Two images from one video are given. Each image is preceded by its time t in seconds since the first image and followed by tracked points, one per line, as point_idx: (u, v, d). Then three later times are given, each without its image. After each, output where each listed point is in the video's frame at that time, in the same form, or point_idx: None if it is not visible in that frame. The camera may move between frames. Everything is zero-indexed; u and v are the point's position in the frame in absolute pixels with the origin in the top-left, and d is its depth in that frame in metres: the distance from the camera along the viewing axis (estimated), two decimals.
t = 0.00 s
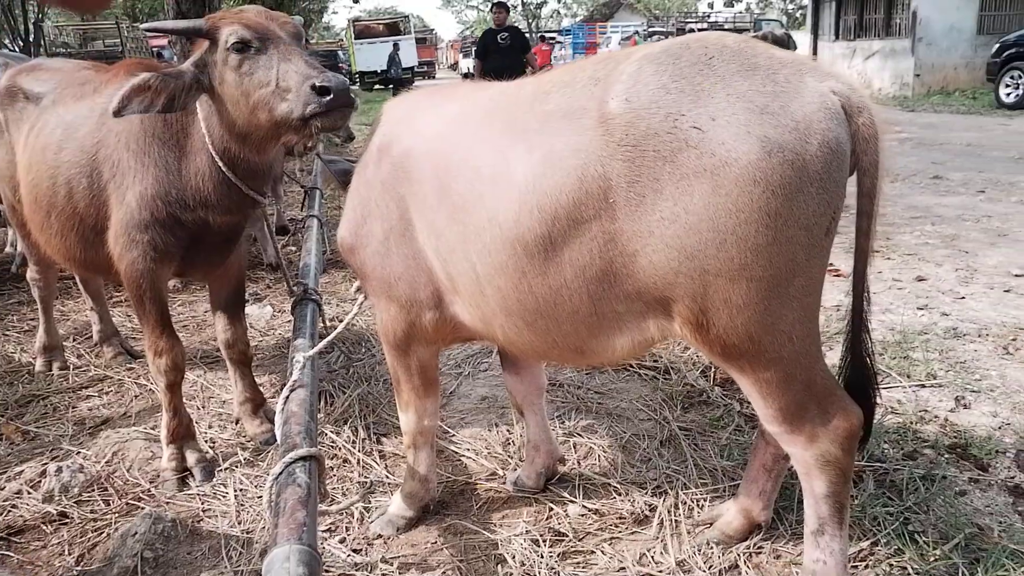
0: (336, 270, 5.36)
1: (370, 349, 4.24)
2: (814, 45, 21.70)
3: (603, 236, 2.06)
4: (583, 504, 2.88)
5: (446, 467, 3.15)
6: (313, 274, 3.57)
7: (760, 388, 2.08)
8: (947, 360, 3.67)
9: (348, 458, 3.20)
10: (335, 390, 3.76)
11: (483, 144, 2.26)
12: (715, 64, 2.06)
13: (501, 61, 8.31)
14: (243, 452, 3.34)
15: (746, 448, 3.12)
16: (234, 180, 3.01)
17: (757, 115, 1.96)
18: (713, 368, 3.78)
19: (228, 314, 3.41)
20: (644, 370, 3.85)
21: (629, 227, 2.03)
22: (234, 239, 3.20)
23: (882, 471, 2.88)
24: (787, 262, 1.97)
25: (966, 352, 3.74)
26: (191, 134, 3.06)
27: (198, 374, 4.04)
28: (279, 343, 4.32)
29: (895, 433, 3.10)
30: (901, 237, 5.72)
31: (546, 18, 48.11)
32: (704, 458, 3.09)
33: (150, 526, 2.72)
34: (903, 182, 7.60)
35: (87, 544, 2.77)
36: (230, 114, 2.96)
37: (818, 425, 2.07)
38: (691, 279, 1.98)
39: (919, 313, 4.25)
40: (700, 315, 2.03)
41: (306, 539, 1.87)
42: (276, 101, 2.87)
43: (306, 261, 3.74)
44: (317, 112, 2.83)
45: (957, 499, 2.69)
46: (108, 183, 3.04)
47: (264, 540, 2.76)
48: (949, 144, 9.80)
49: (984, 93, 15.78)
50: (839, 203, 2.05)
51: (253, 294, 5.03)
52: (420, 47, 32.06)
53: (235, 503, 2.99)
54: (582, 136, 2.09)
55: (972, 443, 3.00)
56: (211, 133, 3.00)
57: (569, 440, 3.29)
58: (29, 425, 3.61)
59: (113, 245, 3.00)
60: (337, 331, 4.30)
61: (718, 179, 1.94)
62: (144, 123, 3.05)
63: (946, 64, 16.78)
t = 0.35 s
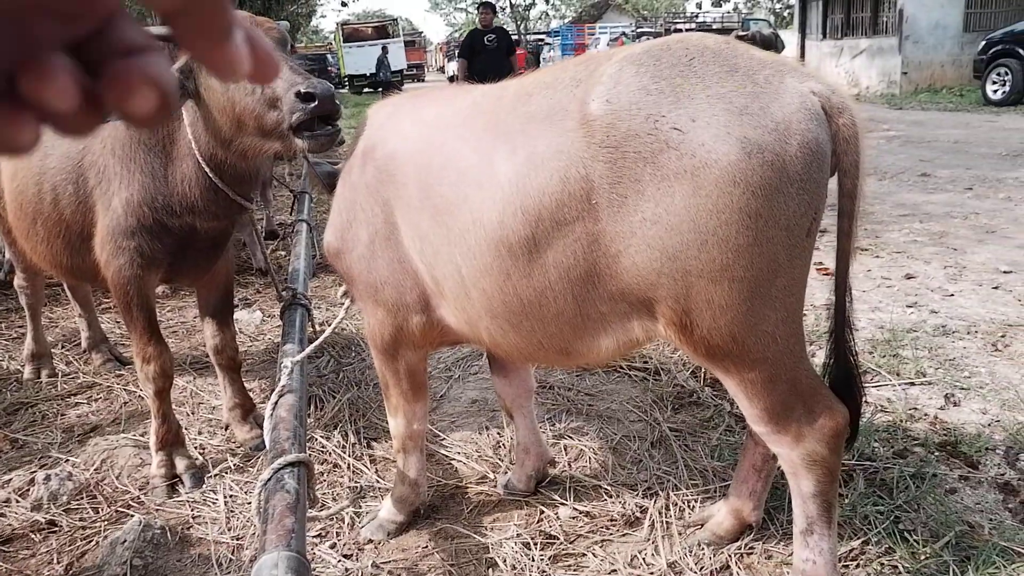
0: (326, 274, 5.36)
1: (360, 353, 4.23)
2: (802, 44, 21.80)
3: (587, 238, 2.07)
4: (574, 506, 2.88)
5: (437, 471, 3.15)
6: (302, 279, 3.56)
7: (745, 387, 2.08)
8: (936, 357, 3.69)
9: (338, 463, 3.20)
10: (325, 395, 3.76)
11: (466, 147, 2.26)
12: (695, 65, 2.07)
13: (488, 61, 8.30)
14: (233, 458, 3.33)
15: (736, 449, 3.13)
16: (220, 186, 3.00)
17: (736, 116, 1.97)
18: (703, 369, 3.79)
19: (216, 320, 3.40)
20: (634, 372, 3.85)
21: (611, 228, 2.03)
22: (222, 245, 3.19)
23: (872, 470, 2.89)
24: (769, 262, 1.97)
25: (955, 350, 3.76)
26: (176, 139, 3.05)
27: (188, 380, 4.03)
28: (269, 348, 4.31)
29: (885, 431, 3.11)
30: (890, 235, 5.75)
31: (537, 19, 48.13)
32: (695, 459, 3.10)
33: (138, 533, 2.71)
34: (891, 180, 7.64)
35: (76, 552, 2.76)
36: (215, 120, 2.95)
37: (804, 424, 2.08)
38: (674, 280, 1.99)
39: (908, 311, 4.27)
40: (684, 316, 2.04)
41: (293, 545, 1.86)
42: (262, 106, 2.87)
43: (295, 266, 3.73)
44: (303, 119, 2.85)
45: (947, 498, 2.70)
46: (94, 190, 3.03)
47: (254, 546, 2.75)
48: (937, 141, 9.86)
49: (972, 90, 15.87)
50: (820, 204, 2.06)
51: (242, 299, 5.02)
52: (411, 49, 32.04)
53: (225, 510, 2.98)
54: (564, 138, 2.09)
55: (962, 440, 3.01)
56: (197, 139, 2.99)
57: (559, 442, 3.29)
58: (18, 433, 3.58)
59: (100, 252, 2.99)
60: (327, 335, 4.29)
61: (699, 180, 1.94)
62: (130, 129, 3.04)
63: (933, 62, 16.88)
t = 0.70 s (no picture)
0: (325, 278, 5.37)
1: (358, 356, 4.23)
2: (800, 44, 21.82)
3: (580, 240, 2.07)
4: (573, 509, 2.88)
5: (436, 474, 3.15)
6: (301, 283, 3.57)
7: (742, 389, 2.09)
8: (937, 358, 3.69)
9: (337, 467, 3.20)
10: (323, 399, 3.76)
11: (459, 149, 2.27)
12: (687, 66, 2.07)
13: (487, 62, 8.30)
14: (232, 462, 3.34)
15: (736, 450, 3.13)
16: (218, 190, 3.01)
17: (728, 116, 1.97)
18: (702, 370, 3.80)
19: (214, 324, 3.41)
20: (633, 373, 3.85)
21: (605, 230, 2.04)
22: (220, 250, 3.20)
23: (873, 472, 2.89)
24: (764, 263, 1.98)
25: (956, 351, 3.76)
26: (174, 144, 3.06)
27: (187, 385, 4.04)
28: (267, 352, 4.31)
29: (886, 433, 3.11)
30: (890, 235, 5.75)
31: (536, 21, 48.18)
32: (694, 460, 3.10)
33: (138, 538, 2.70)
34: (890, 180, 7.64)
35: (76, 557, 2.77)
36: (213, 125, 2.96)
37: (802, 425, 2.08)
38: (668, 281, 1.99)
39: (909, 312, 4.27)
40: (679, 317, 2.04)
41: (292, 549, 1.87)
42: (258, 111, 2.87)
43: (293, 270, 3.73)
44: (302, 123, 2.83)
45: (949, 500, 2.70)
46: (92, 196, 3.04)
47: (253, 549, 2.76)
48: (936, 140, 9.85)
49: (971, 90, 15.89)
50: (815, 204, 2.06)
51: (241, 303, 5.03)
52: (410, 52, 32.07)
53: (224, 514, 2.99)
54: (557, 140, 2.10)
55: (963, 442, 3.01)
56: (194, 144, 2.99)
57: (558, 444, 3.30)
58: (19, 438, 3.59)
59: (98, 258, 3.00)
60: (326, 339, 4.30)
61: (692, 181, 1.95)
62: (127, 135, 3.05)
63: (932, 60, 16.88)
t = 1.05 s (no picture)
0: (344, 273, 5.40)
1: (377, 352, 4.25)
2: (824, 42, 21.55)
3: (603, 239, 2.06)
4: (592, 508, 2.87)
5: (453, 470, 3.16)
6: (322, 278, 3.58)
7: (766, 392, 2.07)
8: (965, 364, 3.63)
9: (356, 461, 3.22)
10: (342, 393, 3.78)
11: (481, 147, 2.26)
12: (714, 62, 2.05)
13: (500, 60, 8.00)
14: (253, 454, 3.37)
15: (757, 453, 3.10)
16: (242, 185, 3.02)
17: (757, 114, 1.95)
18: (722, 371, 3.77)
19: (236, 318, 3.44)
20: (652, 373, 3.83)
21: (628, 230, 2.02)
22: (243, 244, 3.22)
23: (899, 479, 2.86)
24: (790, 264, 1.95)
25: (985, 357, 3.70)
26: (198, 139, 3.08)
27: (208, 377, 4.08)
28: (287, 346, 4.35)
29: (912, 439, 3.07)
30: (916, 237, 5.66)
31: (557, 18, 48.00)
32: (714, 462, 3.07)
33: (161, 527, 2.77)
34: (916, 181, 7.52)
35: (101, 544, 2.81)
36: (237, 119, 2.98)
37: (827, 429, 2.06)
38: (692, 282, 1.98)
39: (935, 316, 4.20)
40: (703, 318, 2.02)
41: (314, 542, 1.88)
42: (282, 106, 2.88)
43: (314, 265, 3.75)
44: (323, 115, 2.83)
45: (977, 509, 2.65)
46: (118, 189, 3.07)
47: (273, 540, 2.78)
48: (964, 142, 9.68)
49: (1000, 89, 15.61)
50: (844, 204, 2.03)
51: (261, 297, 5.07)
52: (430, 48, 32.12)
53: (244, 505, 3.01)
54: (581, 138, 2.09)
55: (992, 450, 2.96)
56: (218, 139, 3.02)
57: (576, 443, 3.29)
58: (45, 427, 3.65)
59: (124, 250, 3.04)
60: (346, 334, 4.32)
61: (718, 180, 1.93)
62: (153, 130, 3.08)
63: (960, 59, 16.58)
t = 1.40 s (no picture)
0: (377, 267, 5.42)
1: (410, 346, 4.25)
2: (862, 35, 21.09)
3: (637, 237, 2.02)
4: (626, 508, 2.83)
5: (486, 466, 3.15)
6: (357, 272, 3.60)
7: (805, 394, 2.01)
8: (1012, 367, 3.51)
9: (389, 455, 3.23)
10: (375, 387, 3.79)
11: (515, 143, 2.24)
12: (754, 58, 2.00)
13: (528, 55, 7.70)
14: (287, 447, 3.39)
15: (796, 455, 3.03)
16: (280, 180, 3.03)
17: (799, 111, 1.90)
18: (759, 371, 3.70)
19: (272, 311, 3.46)
20: (687, 372, 3.77)
21: (664, 228, 1.98)
22: (279, 237, 3.24)
23: (943, 484, 2.77)
24: (832, 264, 1.89)
25: None
26: (238, 133, 3.10)
27: (244, 369, 4.13)
28: (321, 339, 4.37)
29: (957, 443, 2.98)
30: (960, 236, 5.50)
31: (589, 12, 47.65)
32: (752, 464, 3.02)
33: (198, 518, 2.81)
34: (960, 178, 7.32)
35: (139, 533, 2.86)
36: (275, 114, 2.98)
37: (869, 433, 2.00)
38: (729, 282, 1.93)
39: (981, 317, 4.08)
40: (739, 319, 1.98)
41: (350, 537, 1.88)
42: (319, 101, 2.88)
43: (349, 259, 3.77)
44: (360, 112, 2.79)
45: None
46: (159, 183, 3.11)
47: (308, 533, 2.80)
48: (1011, 138, 9.38)
49: None
50: (889, 203, 1.96)
51: (296, 291, 5.11)
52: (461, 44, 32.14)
53: (279, 497, 3.04)
54: (616, 134, 2.05)
55: None
56: (257, 134, 3.03)
57: (609, 442, 3.25)
58: (86, 416, 3.73)
59: (164, 243, 3.08)
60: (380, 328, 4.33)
61: (758, 178, 1.88)
62: (193, 124, 3.11)
63: (1006, 53, 16.09)
